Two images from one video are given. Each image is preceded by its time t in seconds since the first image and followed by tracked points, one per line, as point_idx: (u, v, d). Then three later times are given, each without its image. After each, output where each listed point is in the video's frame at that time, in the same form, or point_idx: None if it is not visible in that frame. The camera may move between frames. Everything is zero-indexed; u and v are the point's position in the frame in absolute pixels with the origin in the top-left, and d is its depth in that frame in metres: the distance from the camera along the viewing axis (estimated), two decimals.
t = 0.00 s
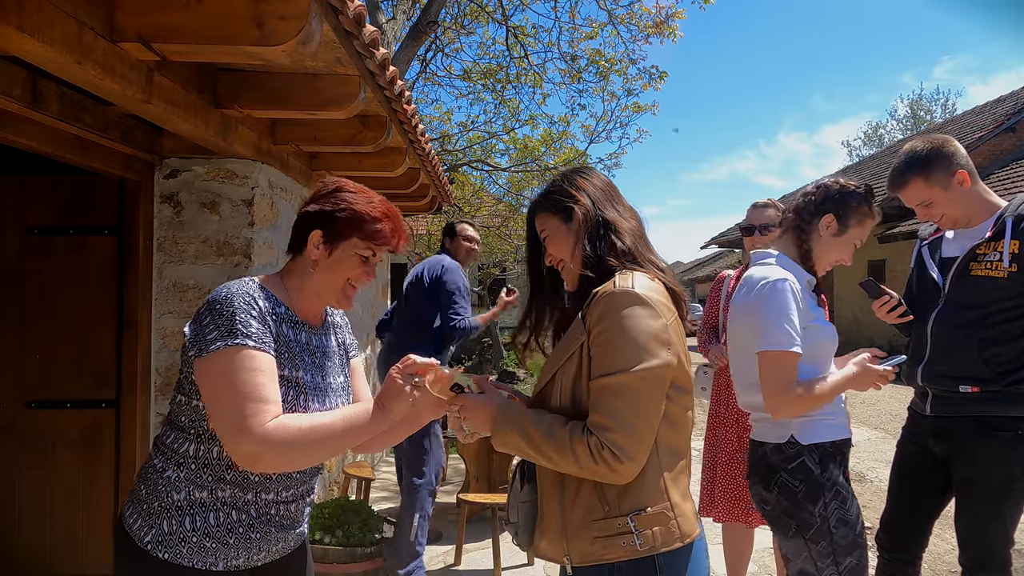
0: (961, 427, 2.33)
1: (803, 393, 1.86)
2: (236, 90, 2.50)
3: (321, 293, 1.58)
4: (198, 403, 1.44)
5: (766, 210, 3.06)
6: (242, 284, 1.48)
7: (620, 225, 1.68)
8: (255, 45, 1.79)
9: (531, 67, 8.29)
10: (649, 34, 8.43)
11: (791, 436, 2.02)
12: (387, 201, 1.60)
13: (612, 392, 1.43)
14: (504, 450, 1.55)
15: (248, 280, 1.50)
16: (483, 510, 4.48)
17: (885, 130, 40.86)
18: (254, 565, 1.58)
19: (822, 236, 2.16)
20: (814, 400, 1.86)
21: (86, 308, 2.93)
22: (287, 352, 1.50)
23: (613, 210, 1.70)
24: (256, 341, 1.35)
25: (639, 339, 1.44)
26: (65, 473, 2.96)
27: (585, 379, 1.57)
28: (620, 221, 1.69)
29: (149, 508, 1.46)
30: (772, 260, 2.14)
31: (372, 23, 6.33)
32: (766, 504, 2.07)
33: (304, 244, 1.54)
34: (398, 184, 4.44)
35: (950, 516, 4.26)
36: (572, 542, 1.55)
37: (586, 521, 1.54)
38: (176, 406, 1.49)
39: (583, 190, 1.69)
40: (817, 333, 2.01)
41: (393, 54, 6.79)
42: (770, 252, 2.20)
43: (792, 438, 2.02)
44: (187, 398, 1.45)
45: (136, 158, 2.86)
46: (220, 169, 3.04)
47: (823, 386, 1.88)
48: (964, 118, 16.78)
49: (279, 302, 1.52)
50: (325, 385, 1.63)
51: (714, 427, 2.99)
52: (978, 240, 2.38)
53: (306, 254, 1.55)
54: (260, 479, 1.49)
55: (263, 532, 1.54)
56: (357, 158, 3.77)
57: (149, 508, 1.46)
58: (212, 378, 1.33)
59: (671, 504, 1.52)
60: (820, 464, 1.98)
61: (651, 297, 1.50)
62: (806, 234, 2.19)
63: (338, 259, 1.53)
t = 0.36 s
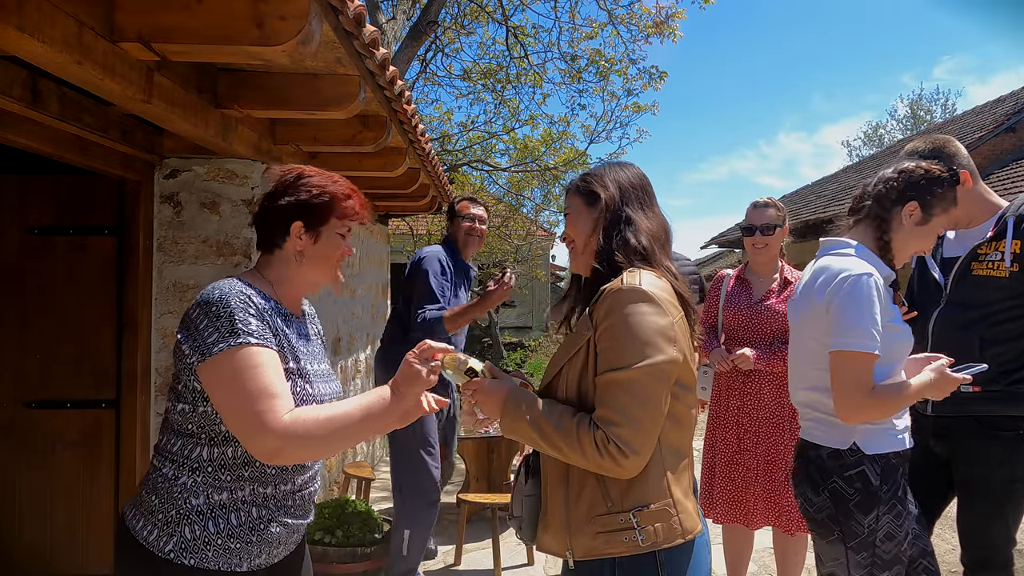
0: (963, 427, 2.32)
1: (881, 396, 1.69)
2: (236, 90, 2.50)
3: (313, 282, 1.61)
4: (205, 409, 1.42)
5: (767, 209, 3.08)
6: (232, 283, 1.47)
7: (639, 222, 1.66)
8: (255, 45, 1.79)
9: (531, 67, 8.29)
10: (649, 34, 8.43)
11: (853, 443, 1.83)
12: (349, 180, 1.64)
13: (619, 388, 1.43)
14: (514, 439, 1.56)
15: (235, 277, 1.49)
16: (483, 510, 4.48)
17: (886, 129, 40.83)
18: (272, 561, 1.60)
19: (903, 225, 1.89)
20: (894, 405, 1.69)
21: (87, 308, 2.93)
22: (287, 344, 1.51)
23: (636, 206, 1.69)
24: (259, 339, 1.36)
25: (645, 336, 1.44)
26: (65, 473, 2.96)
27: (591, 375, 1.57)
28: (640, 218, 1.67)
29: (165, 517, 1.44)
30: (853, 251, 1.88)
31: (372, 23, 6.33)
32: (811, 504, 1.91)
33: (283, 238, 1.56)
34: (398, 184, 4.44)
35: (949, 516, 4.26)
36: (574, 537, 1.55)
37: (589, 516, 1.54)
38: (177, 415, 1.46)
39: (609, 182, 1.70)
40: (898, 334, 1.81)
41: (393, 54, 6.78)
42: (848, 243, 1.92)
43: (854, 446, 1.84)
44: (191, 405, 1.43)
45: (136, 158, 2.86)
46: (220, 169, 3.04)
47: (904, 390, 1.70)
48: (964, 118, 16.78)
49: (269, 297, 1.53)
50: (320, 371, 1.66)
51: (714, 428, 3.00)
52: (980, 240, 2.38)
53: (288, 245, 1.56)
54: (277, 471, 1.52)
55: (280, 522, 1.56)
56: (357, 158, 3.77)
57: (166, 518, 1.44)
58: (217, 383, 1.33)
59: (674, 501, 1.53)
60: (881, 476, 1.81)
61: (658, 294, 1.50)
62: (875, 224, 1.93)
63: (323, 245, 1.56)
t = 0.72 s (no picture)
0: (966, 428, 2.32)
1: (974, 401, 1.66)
2: (236, 90, 2.50)
3: (298, 272, 1.63)
4: (218, 413, 1.42)
5: (762, 209, 3.07)
6: (224, 283, 1.47)
7: (650, 225, 1.66)
8: (255, 45, 1.79)
9: (531, 67, 8.29)
10: (649, 34, 8.43)
11: (946, 455, 1.78)
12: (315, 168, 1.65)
13: (631, 390, 1.43)
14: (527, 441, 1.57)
15: (227, 278, 1.49)
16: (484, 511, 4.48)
17: (886, 130, 40.88)
18: (290, 559, 1.61)
19: (985, 223, 1.84)
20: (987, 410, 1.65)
21: (86, 308, 2.93)
22: (289, 339, 1.53)
23: (647, 208, 1.69)
24: (261, 339, 1.36)
25: (656, 339, 1.44)
26: (65, 473, 2.95)
27: (603, 376, 1.57)
28: (652, 221, 1.67)
29: (189, 523, 1.43)
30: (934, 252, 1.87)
31: (371, 23, 6.33)
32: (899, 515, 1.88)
33: (265, 232, 1.55)
34: (398, 184, 4.44)
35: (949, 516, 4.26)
36: (586, 537, 1.55)
37: (601, 516, 1.54)
38: (189, 422, 1.45)
39: (622, 182, 1.70)
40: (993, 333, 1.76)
41: (393, 54, 6.79)
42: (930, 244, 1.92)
43: (948, 458, 1.78)
44: (203, 410, 1.42)
45: (136, 158, 2.86)
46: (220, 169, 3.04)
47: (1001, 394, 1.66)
48: (964, 118, 16.77)
49: (265, 294, 1.53)
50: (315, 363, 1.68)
51: (714, 429, 2.98)
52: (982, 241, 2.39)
53: (273, 238, 1.56)
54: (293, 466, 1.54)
55: (297, 517, 1.58)
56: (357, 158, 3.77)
57: (190, 523, 1.43)
58: (221, 385, 1.33)
59: (685, 501, 1.53)
60: (979, 491, 1.74)
61: (668, 297, 1.49)
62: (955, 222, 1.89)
63: (309, 236, 1.59)
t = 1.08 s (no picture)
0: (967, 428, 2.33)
1: None
2: (236, 90, 2.50)
3: (295, 271, 1.63)
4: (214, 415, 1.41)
5: (764, 210, 3.06)
6: (218, 284, 1.46)
7: (661, 227, 1.66)
8: (255, 45, 1.79)
9: (531, 67, 8.28)
10: (649, 34, 8.42)
11: None
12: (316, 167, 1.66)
13: (642, 396, 1.43)
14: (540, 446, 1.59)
15: (220, 280, 1.48)
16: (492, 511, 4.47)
17: (886, 129, 40.79)
18: (288, 559, 1.62)
19: None
20: None
21: (87, 308, 2.93)
22: (283, 339, 1.53)
23: (659, 211, 1.69)
24: (244, 345, 1.35)
25: (667, 345, 1.44)
26: (65, 473, 2.95)
27: (614, 381, 1.57)
28: (664, 224, 1.67)
29: (189, 523, 1.43)
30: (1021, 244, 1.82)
31: (371, 23, 6.33)
32: (981, 511, 1.86)
33: (259, 231, 1.55)
34: (398, 184, 4.44)
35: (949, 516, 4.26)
36: (595, 541, 1.55)
37: (611, 520, 1.54)
38: (189, 423, 1.44)
39: (633, 187, 1.71)
40: None
41: (393, 54, 6.78)
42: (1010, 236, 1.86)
43: None
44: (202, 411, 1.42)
45: (136, 158, 2.86)
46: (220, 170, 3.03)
47: None
48: (965, 118, 16.76)
49: (259, 294, 1.53)
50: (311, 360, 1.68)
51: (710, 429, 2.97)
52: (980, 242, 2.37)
53: (270, 237, 1.56)
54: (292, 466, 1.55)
55: (297, 517, 1.58)
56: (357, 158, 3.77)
57: (189, 523, 1.43)
58: (202, 390, 1.33)
59: (695, 509, 1.52)
60: None
61: (681, 303, 1.49)
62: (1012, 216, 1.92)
63: (307, 235, 1.59)
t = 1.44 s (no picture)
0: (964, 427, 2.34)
1: None
2: (236, 90, 2.50)
3: (291, 271, 1.62)
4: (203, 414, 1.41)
5: (765, 210, 3.04)
6: (210, 285, 1.46)
7: (666, 229, 1.66)
8: (255, 45, 1.79)
9: (531, 67, 8.28)
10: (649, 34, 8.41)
11: None
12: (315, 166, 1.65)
13: (630, 398, 1.44)
14: (540, 449, 1.61)
15: (213, 280, 1.48)
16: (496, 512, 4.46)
17: (886, 129, 40.79)
18: (285, 560, 1.61)
19: None
20: None
21: (87, 308, 2.93)
22: (273, 340, 1.52)
23: (665, 213, 1.69)
24: (222, 346, 1.33)
25: (656, 348, 1.43)
26: (65, 473, 2.95)
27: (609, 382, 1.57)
28: (670, 225, 1.67)
29: (180, 520, 1.43)
30: None
31: (371, 23, 6.34)
32: None
33: (256, 231, 1.55)
34: (398, 184, 4.44)
35: (949, 516, 4.26)
36: (591, 539, 1.57)
37: (604, 519, 1.55)
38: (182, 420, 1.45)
39: (638, 192, 1.72)
40: None
41: (393, 54, 6.78)
42: None
43: None
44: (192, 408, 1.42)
45: (136, 159, 2.86)
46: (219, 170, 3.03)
47: None
48: (965, 118, 16.77)
49: (249, 294, 1.53)
50: (309, 359, 1.67)
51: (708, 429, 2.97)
52: (982, 240, 2.35)
53: (262, 237, 1.56)
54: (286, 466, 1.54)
55: (291, 518, 1.58)
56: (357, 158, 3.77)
57: (181, 521, 1.43)
58: (176, 387, 1.31)
59: (688, 516, 1.50)
60: None
61: (676, 306, 1.48)
62: None
63: (299, 236, 1.57)
